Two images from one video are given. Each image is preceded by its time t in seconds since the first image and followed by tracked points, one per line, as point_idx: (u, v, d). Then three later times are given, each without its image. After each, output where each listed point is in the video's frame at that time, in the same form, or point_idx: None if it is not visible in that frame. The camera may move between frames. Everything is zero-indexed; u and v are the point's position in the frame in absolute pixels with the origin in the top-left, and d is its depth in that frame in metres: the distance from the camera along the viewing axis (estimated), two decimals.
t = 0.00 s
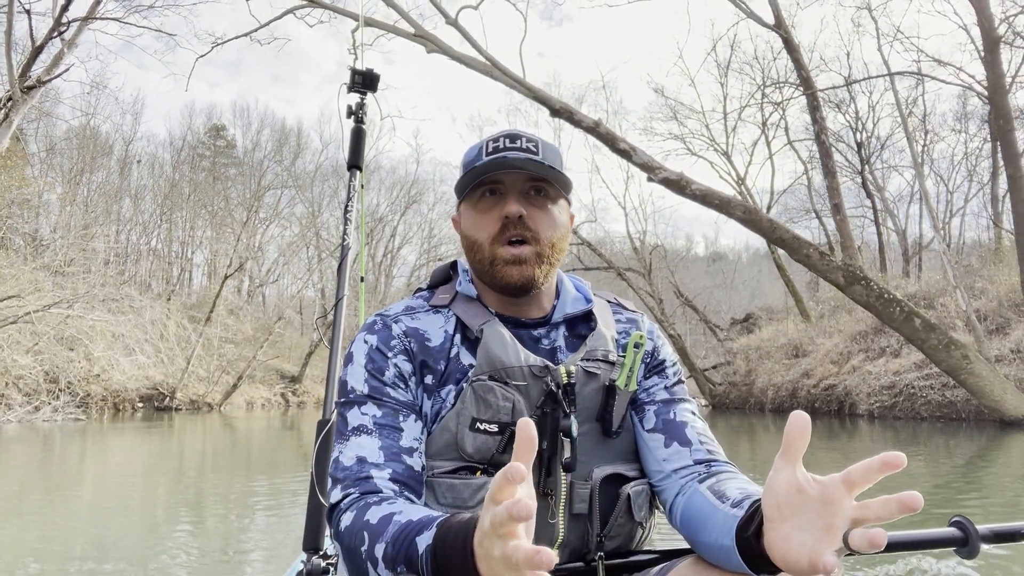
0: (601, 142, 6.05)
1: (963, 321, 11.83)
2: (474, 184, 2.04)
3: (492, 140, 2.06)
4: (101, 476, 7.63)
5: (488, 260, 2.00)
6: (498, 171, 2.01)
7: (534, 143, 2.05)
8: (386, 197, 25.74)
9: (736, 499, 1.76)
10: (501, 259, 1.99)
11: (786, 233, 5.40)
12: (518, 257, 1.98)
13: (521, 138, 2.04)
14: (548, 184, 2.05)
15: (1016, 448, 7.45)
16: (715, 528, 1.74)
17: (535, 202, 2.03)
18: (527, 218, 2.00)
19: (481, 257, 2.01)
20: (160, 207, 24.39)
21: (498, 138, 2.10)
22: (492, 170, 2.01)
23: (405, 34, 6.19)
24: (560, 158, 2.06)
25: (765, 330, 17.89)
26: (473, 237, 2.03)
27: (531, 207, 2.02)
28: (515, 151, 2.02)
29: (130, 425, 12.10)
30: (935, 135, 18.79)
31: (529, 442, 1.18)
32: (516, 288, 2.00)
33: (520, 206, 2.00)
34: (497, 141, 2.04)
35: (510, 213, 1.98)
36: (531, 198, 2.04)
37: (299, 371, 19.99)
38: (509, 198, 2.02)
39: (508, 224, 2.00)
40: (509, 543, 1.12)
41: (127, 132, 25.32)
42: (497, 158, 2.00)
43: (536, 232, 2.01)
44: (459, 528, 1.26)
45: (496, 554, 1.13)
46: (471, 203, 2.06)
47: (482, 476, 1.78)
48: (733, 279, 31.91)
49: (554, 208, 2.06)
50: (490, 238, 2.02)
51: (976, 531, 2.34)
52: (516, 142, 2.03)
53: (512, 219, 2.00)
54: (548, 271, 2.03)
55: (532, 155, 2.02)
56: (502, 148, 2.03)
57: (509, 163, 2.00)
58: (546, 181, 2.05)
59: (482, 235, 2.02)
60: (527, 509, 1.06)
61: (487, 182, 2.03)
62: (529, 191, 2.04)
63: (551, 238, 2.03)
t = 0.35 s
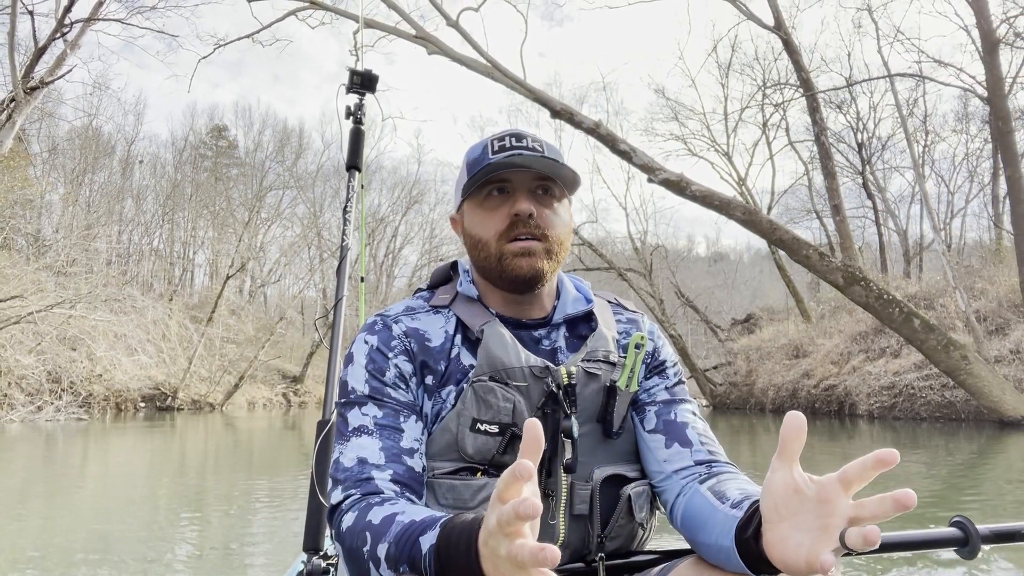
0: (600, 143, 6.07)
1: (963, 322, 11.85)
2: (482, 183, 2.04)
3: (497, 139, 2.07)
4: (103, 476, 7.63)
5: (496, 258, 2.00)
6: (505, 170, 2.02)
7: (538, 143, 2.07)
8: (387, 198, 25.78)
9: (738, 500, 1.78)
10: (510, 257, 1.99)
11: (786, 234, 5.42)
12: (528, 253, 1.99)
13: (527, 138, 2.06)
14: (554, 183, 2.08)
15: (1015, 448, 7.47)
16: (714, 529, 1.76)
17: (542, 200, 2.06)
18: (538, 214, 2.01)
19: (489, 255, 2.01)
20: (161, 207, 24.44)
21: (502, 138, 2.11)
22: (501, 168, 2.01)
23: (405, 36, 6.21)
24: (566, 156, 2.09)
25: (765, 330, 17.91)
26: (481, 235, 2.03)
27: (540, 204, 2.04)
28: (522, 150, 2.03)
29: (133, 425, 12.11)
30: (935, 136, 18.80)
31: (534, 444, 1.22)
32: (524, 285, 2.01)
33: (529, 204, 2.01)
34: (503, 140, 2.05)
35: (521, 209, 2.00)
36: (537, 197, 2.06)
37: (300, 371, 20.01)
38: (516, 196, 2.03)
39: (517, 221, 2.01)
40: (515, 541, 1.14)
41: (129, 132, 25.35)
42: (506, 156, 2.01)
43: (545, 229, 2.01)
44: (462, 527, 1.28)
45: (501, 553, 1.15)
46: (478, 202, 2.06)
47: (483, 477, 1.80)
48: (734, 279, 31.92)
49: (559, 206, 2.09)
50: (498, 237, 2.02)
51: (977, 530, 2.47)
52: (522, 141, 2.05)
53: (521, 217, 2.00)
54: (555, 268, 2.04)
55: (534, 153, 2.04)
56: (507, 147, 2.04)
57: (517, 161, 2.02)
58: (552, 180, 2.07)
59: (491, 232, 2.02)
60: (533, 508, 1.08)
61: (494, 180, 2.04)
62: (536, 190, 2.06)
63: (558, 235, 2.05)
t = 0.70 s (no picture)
0: (601, 144, 6.10)
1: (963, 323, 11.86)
2: (500, 183, 1.96)
3: (507, 138, 2.00)
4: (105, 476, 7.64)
5: (520, 259, 1.94)
6: (525, 169, 1.96)
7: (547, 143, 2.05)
8: (388, 198, 25.84)
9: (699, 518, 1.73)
10: (535, 257, 1.94)
11: (786, 235, 5.45)
12: (553, 253, 1.96)
13: (537, 138, 2.02)
14: (564, 183, 2.07)
15: (1015, 449, 7.47)
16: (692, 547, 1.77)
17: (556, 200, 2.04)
18: (559, 213, 1.99)
19: (511, 255, 1.95)
20: (164, 208, 24.55)
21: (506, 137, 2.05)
22: (522, 167, 1.95)
23: (407, 38, 6.24)
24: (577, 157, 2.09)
25: (766, 330, 17.92)
26: (503, 235, 1.96)
27: (557, 204, 2.02)
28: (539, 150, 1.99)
29: (135, 424, 12.16)
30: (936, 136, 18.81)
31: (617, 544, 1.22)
32: (547, 286, 1.98)
33: (551, 204, 1.98)
34: (515, 139, 1.99)
35: (546, 209, 1.96)
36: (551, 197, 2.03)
37: (302, 371, 20.06)
38: (535, 197, 1.98)
39: (540, 220, 1.97)
40: None
41: (131, 133, 25.41)
42: (529, 154, 1.95)
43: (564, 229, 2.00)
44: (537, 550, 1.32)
45: None
46: (495, 201, 1.98)
47: (481, 478, 1.80)
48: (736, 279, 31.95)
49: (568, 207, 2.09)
50: (519, 238, 1.96)
51: (975, 532, 2.62)
52: (533, 141, 2.01)
53: (543, 218, 1.97)
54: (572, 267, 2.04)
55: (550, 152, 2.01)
56: (520, 147, 1.98)
57: (538, 160, 1.97)
58: (564, 179, 2.06)
59: (513, 232, 1.96)
60: None
61: (512, 179, 1.96)
62: (551, 190, 2.03)
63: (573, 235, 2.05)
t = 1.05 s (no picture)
0: (602, 145, 6.12)
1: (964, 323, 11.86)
2: (508, 183, 1.98)
3: (515, 139, 2.03)
4: (108, 476, 7.66)
5: (525, 260, 1.96)
6: (533, 171, 1.98)
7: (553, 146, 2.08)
8: (390, 198, 25.87)
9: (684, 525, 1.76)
10: (541, 259, 1.96)
11: (786, 236, 5.47)
12: (558, 256, 1.98)
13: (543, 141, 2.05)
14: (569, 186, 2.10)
15: (1016, 449, 7.47)
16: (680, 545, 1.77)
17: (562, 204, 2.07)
18: (564, 216, 2.01)
19: (516, 256, 1.97)
20: (166, 208, 24.63)
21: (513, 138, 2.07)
22: (530, 168, 1.97)
23: (409, 39, 6.26)
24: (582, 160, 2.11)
25: (768, 330, 17.92)
26: (508, 235, 1.99)
27: (563, 208, 2.04)
28: (546, 151, 2.01)
29: (139, 424, 12.20)
30: (939, 136, 18.79)
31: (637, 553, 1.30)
32: (549, 288, 2.00)
33: (557, 207, 2.01)
34: (522, 140, 2.01)
35: (553, 212, 1.98)
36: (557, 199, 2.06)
37: (304, 371, 20.11)
38: (543, 198, 2.00)
39: (546, 222, 1.99)
40: None
41: (134, 134, 25.49)
42: (537, 156, 1.97)
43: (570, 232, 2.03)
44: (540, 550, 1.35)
45: None
46: (502, 201, 2.00)
47: (483, 479, 1.81)
48: (737, 279, 31.95)
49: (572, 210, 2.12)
50: (525, 239, 1.98)
51: (976, 532, 2.63)
52: (539, 143, 2.04)
53: (550, 220, 2.00)
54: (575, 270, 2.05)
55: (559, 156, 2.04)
56: (527, 148, 2.00)
57: (547, 162, 1.99)
58: (569, 183, 2.09)
59: (518, 233, 1.98)
60: None
61: (520, 180, 1.99)
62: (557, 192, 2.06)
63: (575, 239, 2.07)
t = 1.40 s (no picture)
0: (602, 146, 6.14)
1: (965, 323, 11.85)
2: (491, 184, 2.01)
3: (504, 138, 2.04)
4: (111, 476, 7.68)
5: (508, 260, 1.98)
6: (517, 171, 1.99)
7: (546, 144, 2.08)
8: (392, 198, 25.91)
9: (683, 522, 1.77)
10: (526, 259, 1.98)
11: (787, 236, 5.48)
12: (542, 256, 1.99)
13: (534, 139, 2.05)
14: (562, 183, 2.10)
15: (1016, 449, 7.48)
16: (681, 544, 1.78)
17: (551, 202, 2.07)
18: (550, 216, 2.02)
19: (500, 256, 2.00)
20: (169, 208, 24.71)
21: (505, 137, 2.08)
22: (513, 169, 1.99)
23: (411, 41, 6.29)
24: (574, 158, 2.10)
25: (770, 331, 17.92)
26: (492, 236, 2.02)
27: (550, 207, 2.04)
28: (533, 150, 2.02)
29: (142, 424, 12.24)
30: (941, 136, 18.77)
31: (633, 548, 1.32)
32: (535, 288, 2.02)
33: (542, 206, 2.01)
34: (510, 140, 2.03)
35: (536, 212, 1.99)
36: (547, 199, 2.07)
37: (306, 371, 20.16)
38: (529, 198, 2.02)
39: (529, 222, 2.01)
40: None
41: (138, 134, 25.56)
42: (519, 156, 1.98)
43: (557, 231, 2.04)
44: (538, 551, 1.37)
45: None
46: (488, 202, 2.04)
47: (482, 478, 1.83)
48: (740, 280, 31.95)
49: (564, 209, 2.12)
50: (511, 240, 2.01)
51: (975, 532, 2.64)
52: (529, 141, 2.04)
53: (536, 220, 2.01)
54: (564, 269, 2.06)
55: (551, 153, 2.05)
56: (515, 147, 2.01)
57: (533, 162, 2.00)
58: (560, 181, 2.09)
59: (501, 234, 2.01)
60: None
61: (504, 180, 2.01)
62: (545, 191, 2.06)
63: (565, 237, 2.07)
